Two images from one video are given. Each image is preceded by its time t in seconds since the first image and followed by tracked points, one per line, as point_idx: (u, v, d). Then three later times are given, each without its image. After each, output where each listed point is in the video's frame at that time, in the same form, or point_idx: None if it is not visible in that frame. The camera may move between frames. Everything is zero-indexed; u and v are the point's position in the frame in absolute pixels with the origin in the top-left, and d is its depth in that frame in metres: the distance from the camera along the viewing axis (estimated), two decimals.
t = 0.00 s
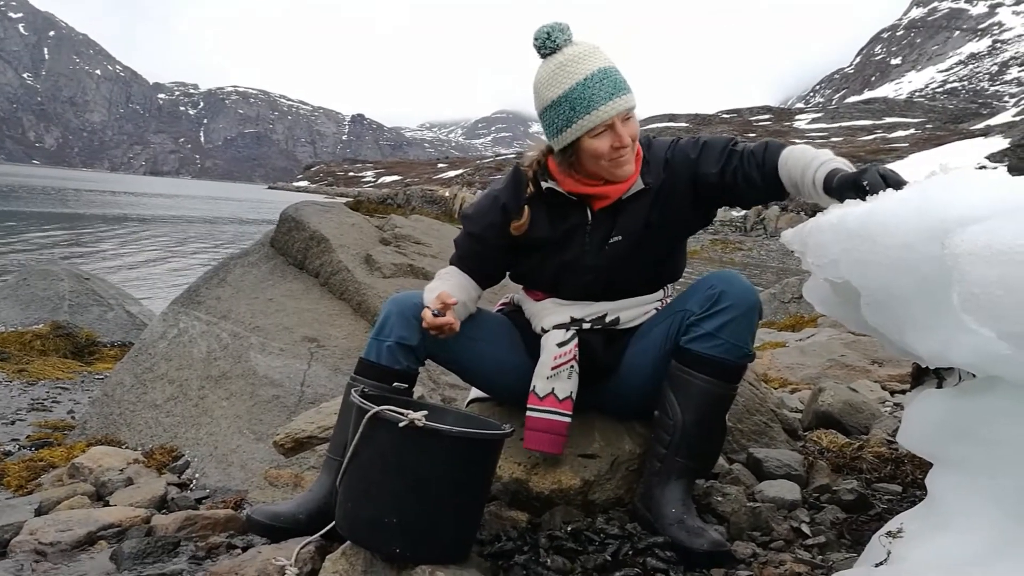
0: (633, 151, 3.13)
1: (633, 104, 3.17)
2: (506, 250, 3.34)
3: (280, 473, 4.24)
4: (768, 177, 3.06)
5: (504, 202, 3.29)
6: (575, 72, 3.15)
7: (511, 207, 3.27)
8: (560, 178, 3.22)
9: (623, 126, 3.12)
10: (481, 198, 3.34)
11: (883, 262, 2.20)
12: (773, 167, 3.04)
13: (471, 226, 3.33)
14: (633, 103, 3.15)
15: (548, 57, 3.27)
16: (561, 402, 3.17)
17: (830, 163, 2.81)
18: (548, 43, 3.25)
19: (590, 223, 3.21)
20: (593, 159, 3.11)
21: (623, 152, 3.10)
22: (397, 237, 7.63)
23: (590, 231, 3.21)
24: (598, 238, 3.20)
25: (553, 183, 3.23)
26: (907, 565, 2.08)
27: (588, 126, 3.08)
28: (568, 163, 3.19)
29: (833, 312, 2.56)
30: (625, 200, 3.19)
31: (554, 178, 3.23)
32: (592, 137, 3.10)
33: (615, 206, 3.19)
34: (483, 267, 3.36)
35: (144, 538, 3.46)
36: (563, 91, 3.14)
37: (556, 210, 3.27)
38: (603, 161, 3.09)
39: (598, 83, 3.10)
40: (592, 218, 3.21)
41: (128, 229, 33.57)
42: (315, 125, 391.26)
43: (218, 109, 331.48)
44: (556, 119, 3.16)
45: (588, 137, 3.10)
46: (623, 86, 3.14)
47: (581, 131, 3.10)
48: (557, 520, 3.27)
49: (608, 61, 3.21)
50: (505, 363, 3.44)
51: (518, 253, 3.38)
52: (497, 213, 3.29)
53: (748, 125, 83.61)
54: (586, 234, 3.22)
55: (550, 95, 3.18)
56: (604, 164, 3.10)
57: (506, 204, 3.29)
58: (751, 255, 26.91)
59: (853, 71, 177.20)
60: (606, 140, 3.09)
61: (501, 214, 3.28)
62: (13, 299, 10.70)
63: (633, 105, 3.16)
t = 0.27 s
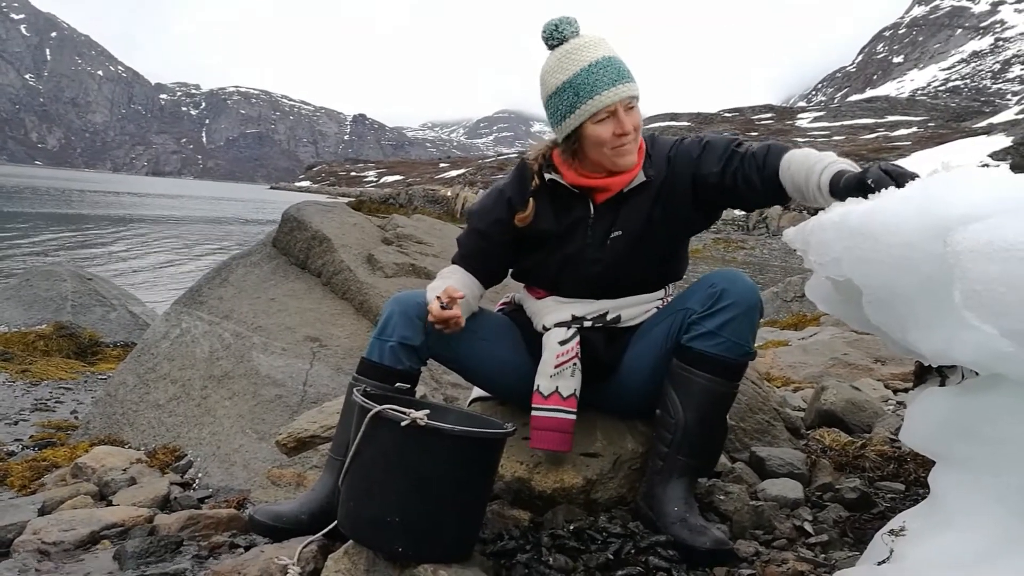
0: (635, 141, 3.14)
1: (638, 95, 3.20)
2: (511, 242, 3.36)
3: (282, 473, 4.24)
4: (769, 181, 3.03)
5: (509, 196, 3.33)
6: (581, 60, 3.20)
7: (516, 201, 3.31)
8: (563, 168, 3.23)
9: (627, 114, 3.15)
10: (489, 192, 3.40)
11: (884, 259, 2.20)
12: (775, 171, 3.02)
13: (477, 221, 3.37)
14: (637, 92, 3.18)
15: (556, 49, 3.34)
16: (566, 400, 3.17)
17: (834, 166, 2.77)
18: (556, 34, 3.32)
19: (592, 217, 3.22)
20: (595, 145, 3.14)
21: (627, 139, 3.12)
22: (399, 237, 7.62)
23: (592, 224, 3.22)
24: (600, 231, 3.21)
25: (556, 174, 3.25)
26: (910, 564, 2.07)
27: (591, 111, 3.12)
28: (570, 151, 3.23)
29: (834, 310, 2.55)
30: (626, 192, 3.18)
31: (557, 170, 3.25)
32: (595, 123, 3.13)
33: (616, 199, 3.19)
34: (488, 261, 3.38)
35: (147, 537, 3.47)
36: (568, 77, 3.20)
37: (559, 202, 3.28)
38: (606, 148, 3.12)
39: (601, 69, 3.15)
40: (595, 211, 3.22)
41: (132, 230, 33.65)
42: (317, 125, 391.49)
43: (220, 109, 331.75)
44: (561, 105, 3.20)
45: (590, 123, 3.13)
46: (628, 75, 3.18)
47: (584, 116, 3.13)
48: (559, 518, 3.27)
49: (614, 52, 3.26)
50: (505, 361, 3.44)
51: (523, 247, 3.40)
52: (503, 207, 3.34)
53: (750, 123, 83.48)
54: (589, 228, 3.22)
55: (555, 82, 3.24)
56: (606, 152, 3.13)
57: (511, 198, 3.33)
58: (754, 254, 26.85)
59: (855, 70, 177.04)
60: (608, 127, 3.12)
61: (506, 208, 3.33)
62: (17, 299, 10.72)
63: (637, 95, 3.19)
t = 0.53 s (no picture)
0: (632, 133, 3.18)
1: (636, 88, 3.25)
2: (514, 238, 3.39)
3: (286, 475, 4.25)
4: (763, 170, 3.00)
5: (512, 191, 3.39)
6: (581, 51, 3.27)
7: (518, 196, 3.36)
8: (562, 158, 3.27)
9: (624, 105, 3.20)
10: (493, 189, 3.45)
11: (887, 260, 2.20)
12: (770, 159, 2.99)
13: (481, 216, 3.43)
14: (635, 85, 3.24)
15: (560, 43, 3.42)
16: (571, 399, 3.17)
17: (845, 145, 2.75)
18: (560, 29, 3.40)
19: (592, 211, 3.23)
20: (593, 134, 3.18)
21: (623, 129, 3.16)
22: (401, 239, 7.63)
23: (593, 218, 3.23)
24: (600, 226, 3.22)
25: (556, 167, 3.27)
26: (914, 566, 2.07)
27: (589, 99, 3.18)
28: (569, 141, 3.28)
29: (838, 312, 2.54)
30: (624, 185, 3.19)
31: (556, 162, 3.28)
32: (592, 111, 3.18)
33: (615, 190, 3.20)
34: (491, 256, 3.41)
35: (150, 540, 3.47)
36: (568, 67, 3.27)
37: (560, 196, 3.31)
38: (602, 137, 3.16)
39: (600, 59, 3.21)
40: (594, 206, 3.23)
41: (135, 232, 33.70)
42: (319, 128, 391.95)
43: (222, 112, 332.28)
44: (561, 93, 3.26)
45: (588, 112, 3.19)
46: (627, 67, 3.24)
47: (582, 104, 3.19)
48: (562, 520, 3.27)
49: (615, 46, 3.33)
50: (508, 362, 3.44)
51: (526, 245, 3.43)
52: (505, 203, 3.38)
53: (751, 125, 83.43)
54: (590, 222, 3.24)
55: (556, 73, 3.31)
56: (603, 141, 3.17)
57: (513, 193, 3.38)
58: (756, 256, 26.82)
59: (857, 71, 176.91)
60: (605, 116, 3.17)
61: (509, 203, 3.38)
62: (20, 302, 10.75)
63: (636, 87, 3.24)
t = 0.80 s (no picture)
0: (634, 126, 3.19)
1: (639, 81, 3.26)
2: (518, 232, 3.39)
3: (289, 473, 4.20)
4: (775, 169, 3.00)
5: (515, 185, 3.39)
6: (585, 42, 3.27)
7: (521, 190, 3.37)
8: (565, 150, 3.27)
9: (628, 97, 3.21)
10: (497, 185, 3.46)
11: (888, 255, 2.19)
12: (781, 157, 3.00)
13: (485, 211, 3.42)
14: (637, 78, 3.25)
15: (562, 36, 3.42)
16: (574, 397, 3.17)
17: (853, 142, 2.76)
18: (563, 23, 3.41)
19: (596, 204, 3.23)
20: (596, 127, 3.19)
21: (626, 122, 3.18)
22: (404, 238, 7.63)
23: (597, 211, 3.23)
24: (605, 220, 3.21)
25: (560, 159, 3.27)
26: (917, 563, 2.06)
27: (592, 90, 3.19)
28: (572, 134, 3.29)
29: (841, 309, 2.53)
30: (629, 178, 3.20)
31: (560, 153, 3.28)
32: (596, 104, 3.19)
33: (620, 182, 3.20)
34: (494, 250, 3.40)
35: (154, 538, 3.47)
36: (572, 57, 3.26)
37: (564, 188, 3.31)
38: (606, 129, 3.17)
39: (604, 51, 3.21)
40: (599, 199, 3.23)
41: (139, 233, 33.74)
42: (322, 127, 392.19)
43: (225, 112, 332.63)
44: (564, 85, 3.27)
45: (591, 105, 3.20)
46: (630, 60, 3.25)
47: (586, 96, 3.20)
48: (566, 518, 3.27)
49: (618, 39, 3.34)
50: (512, 360, 3.45)
51: (529, 240, 3.42)
52: (509, 197, 3.39)
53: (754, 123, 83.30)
54: (594, 215, 3.23)
55: (560, 64, 3.31)
56: (606, 133, 3.18)
57: (516, 188, 3.38)
58: (759, 254, 26.77)
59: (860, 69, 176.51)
60: (609, 108, 3.18)
61: (513, 198, 3.38)
62: (24, 301, 10.76)
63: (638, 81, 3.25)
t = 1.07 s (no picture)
0: (639, 125, 3.19)
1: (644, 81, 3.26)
2: (523, 231, 3.39)
3: (294, 472, 4.22)
4: (787, 179, 3.01)
5: (521, 183, 3.39)
6: (591, 41, 3.26)
7: (527, 188, 3.37)
8: (570, 148, 3.27)
9: (633, 97, 3.20)
10: (503, 182, 3.46)
11: (895, 252, 2.17)
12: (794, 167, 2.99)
13: (491, 209, 3.42)
14: (643, 78, 3.24)
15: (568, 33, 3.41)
16: (579, 396, 3.16)
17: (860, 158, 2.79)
18: (570, 21, 3.40)
19: (602, 202, 3.23)
20: (601, 126, 3.19)
21: (630, 122, 3.17)
22: (409, 237, 7.62)
23: (603, 210, 3.23)
24: (612, 218, 3.21)
25: (565, 157, 3.27)
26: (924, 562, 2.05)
27: (598, 89, 3.18)
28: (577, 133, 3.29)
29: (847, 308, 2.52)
30: (635, 176, 3.21)
31: (565, 151, 3.28)
32: (601, 103, 3.18)
33: (626, 181, 3.20)
34: (500, 249, 3.40)
35: (159, 537, 3.48)
36: (578, 56, 3.25)
37: (570, 187, 3.32)
38: (611, 129, 3.17)
39: (609, 50, 3.20)
40: (605, 198, 3.23)
41: (145, 233, 33.84)
42: (327, 127, 392.74)
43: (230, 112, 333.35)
44: (570, 83, 3.26)
45: (596, 104, 3.19)
46: (635, 59, 3.24)
47: (590, 95, 3.19)
48: (571, 517, 3.26)
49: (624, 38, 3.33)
50: (518, 359, 3.44)
51: (535, 238, 3.42)
52: (515, 195, 3.39)
53: (760, 122, 83.09)
54: (601, 214, 3.23)
55: (565, 62, 3.30)
56: (611, 133, 3.18)
57: (523, 185, 3.38)
58: (765, 253, 26.69)
59: (866, 67, 176.01)
60: (614, 107, 3.17)
61: (519, 195, 3.38)
62: (32, 302, 10.80)
63: (644, 81, 3.25)
